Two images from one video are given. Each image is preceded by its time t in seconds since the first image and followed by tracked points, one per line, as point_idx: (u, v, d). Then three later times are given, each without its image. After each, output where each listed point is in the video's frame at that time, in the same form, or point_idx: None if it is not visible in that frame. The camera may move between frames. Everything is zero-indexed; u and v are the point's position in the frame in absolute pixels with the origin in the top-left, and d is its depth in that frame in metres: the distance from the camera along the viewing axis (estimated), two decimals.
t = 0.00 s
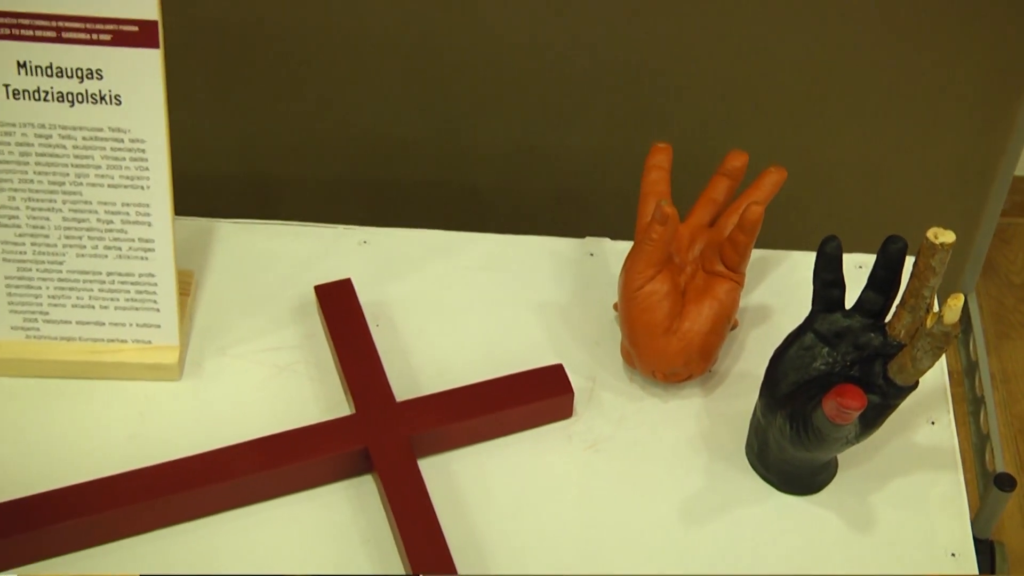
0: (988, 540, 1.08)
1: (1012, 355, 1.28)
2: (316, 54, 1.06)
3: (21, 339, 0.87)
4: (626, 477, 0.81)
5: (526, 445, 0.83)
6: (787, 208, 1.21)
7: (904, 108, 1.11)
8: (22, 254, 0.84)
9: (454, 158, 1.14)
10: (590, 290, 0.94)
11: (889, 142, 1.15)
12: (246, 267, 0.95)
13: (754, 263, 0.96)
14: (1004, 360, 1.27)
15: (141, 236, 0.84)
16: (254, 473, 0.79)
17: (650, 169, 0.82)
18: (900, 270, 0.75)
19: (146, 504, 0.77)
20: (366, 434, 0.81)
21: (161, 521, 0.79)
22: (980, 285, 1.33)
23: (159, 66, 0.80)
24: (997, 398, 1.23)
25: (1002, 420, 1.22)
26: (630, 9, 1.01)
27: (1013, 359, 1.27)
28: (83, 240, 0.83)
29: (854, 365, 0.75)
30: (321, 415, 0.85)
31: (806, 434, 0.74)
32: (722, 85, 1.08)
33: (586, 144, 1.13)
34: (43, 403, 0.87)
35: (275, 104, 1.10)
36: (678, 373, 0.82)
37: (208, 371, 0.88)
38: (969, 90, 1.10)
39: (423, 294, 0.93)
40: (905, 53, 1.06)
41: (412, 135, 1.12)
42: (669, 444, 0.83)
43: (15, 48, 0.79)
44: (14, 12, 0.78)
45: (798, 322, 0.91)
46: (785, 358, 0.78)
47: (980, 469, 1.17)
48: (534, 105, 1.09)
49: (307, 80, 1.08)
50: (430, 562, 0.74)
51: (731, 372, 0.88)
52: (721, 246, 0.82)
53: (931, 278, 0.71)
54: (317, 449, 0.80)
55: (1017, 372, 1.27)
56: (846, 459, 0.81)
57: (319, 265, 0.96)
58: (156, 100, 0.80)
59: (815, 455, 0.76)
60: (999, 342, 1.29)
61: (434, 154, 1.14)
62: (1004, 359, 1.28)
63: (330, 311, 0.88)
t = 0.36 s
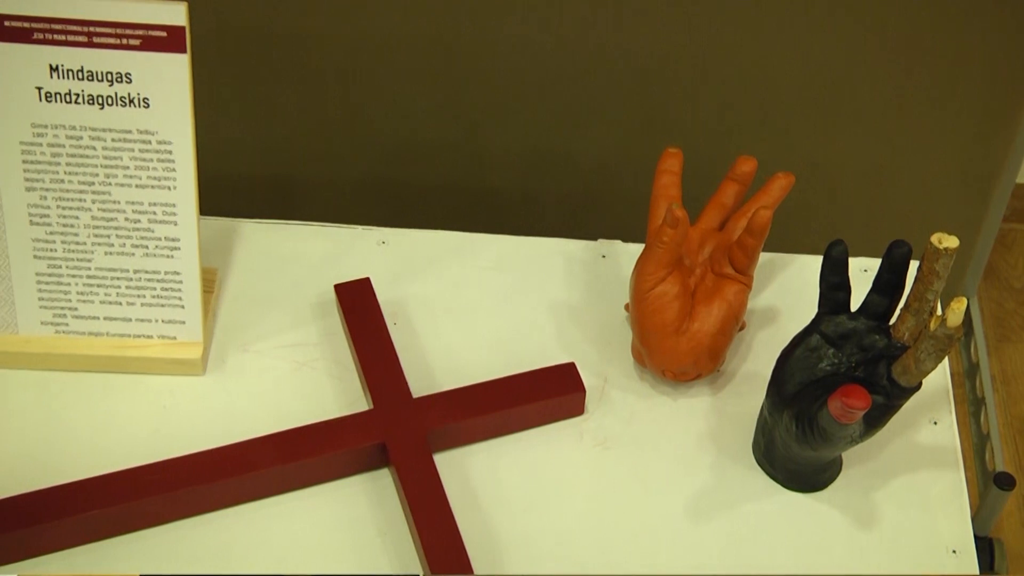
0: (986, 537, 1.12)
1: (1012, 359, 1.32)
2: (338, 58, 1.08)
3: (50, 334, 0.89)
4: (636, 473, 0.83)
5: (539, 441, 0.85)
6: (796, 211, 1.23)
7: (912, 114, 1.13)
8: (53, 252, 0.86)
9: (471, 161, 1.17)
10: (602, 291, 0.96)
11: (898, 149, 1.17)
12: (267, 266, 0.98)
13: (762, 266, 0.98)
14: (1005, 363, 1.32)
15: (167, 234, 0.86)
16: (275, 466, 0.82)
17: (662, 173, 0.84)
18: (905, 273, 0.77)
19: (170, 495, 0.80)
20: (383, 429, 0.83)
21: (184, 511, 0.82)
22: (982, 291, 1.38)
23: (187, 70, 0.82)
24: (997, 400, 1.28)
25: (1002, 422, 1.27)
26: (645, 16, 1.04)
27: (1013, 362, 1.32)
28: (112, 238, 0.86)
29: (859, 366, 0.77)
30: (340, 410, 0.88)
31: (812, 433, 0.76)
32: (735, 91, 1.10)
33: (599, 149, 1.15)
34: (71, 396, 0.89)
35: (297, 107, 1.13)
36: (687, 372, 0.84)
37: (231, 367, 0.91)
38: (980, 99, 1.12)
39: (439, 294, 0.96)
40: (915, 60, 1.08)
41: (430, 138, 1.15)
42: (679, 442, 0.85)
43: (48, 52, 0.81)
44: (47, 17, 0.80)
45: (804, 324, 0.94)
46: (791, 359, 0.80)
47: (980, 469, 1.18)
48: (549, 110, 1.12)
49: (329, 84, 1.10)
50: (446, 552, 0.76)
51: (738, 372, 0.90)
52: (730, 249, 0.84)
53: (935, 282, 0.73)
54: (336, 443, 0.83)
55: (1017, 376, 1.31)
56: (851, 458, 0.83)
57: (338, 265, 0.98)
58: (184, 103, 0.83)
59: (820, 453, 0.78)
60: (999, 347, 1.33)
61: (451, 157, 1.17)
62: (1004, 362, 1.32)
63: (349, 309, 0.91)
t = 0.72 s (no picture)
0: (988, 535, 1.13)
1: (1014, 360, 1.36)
2: (363, 63, 1.11)
3: (82, 328, 0.92)
4: (648, 469, 0.85)
5: (553, 437, 0.88)
6: (807, 215, 1.25)
7: (924, 122, 1.16)
8: (85, 249, 0.89)
9: (490, 163, 1.20)
10: (616, 291, 0.99)
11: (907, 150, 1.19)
12: (291, 264, 1.01)
13: (771, 269, 1.01)
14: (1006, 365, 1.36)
15: (195, 233, 0.89)
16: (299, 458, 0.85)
17: (676, 178, 0.87)
18: (911, 278, 0.80)
19: (198, 485, 0.83)
20: (402, 424, 0.86)
21: (211, 500, 0.85)
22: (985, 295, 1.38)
23: (215, 74, 0.84)
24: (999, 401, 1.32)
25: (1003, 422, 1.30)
26: (664, 24, 1.06)
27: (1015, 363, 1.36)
28: (141, 237, 0.88)
29: (866, 367, 0.79)
30: (361, 405, 0.91)
31: (819, 432, 0.79)
32: (750, 98, 1.12)
33: (616, 152, 1.18)
34: (102, 388, 0.93)
35: (322, 109, 1.16)
36: (698, 371, 0.86)
37: (256, 361, 0.94)
38: (988, 104, 1.15)
39: (458, 293, 0.99)
40: (927, 70, 1.11)
41: (450, 140, 1.18)
42: (689, 439, 0.87)
43: (81, 57, 0.83)
44: (80, 22, 0.82)
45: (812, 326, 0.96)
46: (800, 360, 0.82)
47: (982, 468, 1.20)
48: (568, 114, 1.14)
49: (353, 88, 1.13)
50: (462, 542, 0.79)
51: (748, 371, 0.92)
52: (741, 252, 0.86)
53: (940, 286, 0.75)
54: (357, 437, 0.85)
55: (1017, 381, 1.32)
56: (856, 456, 0.86)
57: (360, 265, 1.01)
58: (212, 106, 0.85)
59: (827, 451, 0.80)
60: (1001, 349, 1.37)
61: (470, 160, 1.20)
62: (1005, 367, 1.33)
63: (371, 307, 0.94)
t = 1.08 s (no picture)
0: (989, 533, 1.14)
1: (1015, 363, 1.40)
2: (384, 68, 1.14)
3: (109, 324, 0.95)
4: (656, 466, 0.88)
5: (565, 433, 0.90)
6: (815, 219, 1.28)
7: (932, 129, 1.18)
8: (113, 247, 0.92)
9: (505, 166, 1.22)
10: (628, 293, 1.01)
11: (914, 156, 1.21)
12: (311, 263, 1.04)
13: (778, 272, 1.03)
14: (1008, 367, 1.40)
15: (218, 232, 0.91)
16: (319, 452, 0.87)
17: (686, 182, 0.89)
18: (916, 282, 0.81)
19: (221, 477, 0.86)
20: (418, 419, 0.89)
21: (232, 492, 0.88)
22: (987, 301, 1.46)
23: (240, 78, 0.86)
24: (1000, 402, 1.35)
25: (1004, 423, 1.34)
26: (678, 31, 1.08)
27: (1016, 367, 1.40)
28: (167, 235, 0.91)
29: (871, 368, 0.81)
30: (378, 400, 0.93)
31: (824, 431, 0.81)
32: (762, 103, 1.15)
33: (630, 156, 1.21)
34: (127, 383, 0.95)
35: (342, 112, 1.18)
36: (706, 371, 0.88)
37: (276, 358, 0.97)
38: (997, 111, 1.17)
39: (473, 293, 1.01)
40: (937, 78, 1.13)
41: (468, 143, 1.20)
42: (697, 437, 0.90)
43: (111, 60, 0.86)
44: (111, 27, 0.85)
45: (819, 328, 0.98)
46: (806, 361, 0.84)
47: (983, 466, 1.21)
48: (583, 119, 1.17)
49: (373, 92, 1.16)
50: (475, 535, 0.81)
51: (755, 371, 0.95)
52: (749, 255, 0.88)
53: (944, 290, 0.77)
54: (374, 431, 0.88)
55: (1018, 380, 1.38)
56: (860, 455, 0.88)
57: (378, 265, 1.04)
58: (236, 109, 0.87)
59: (832, 451, 0.82)
60: (1003, 352, 1.41)
61: (487, 163, 1.22)
62: (1007, 368, 1.40)
63: (388, 306, 0.96)
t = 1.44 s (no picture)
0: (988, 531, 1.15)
1: (1014, 367, 1.47)
2: (405, 72, 1.16)
3: (135, 320, 0.98)
4: (666, 462, 0.90)
5: (576, 429, 0.93)
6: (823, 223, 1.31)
7: (940, 135, 1.21)
8: (140, 245, 0.95)
9: (521, 169, 1.25)
10: (638, 294, 1.04)
11: (921, 161, 1.24)
12: (330, 263, 1.07)
13: (785, 275, 1.06)
14: (1007, 371, 1.46)
15: (242, 232, 0.94)
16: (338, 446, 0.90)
17: (697, 187, 0.91)
18: (919, 286, 0.83)
19: (244, 469, 0.89)
20: (434, 415, 0.91)
21: (253, 484, 0.90)
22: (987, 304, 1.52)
23: (264, 83, 0.88)
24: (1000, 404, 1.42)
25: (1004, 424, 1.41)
26: (692, 37, 1.11)
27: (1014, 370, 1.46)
28: (192, 235, 0.94)
29: (875, 370, 0.83)
30: (395, 396, 0.96)
31: (829, 431, 0.83)
32: (774, 107, 1.17)
33: (643, 160, 1.24)
34: (152, 377, 0.98)
35: (362, 114, 1.21)
36: (714, 371, 0.91)
37: (297, 354, 1.00)
38: (1003, 118, 1.19)
39: (488, 293, 1.04)
40: (946, 85, 1.15)
41: (484, 146, 1.23)
42: (706, 434, 0.92)
43: (140, 65, 0.88)
44: (141, 32, 0.87)
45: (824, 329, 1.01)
46: (812, 362, 0.86)
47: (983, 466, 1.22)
48: (598, 122, 1.20)
49: (393, 95, 1.19)
50: (488, 528, 0.83)
51: (762, 372, 0.97)
52: (757, 259, 0.90)
53: (947, 294, 0.80)
54: (392, 427, 0.90)
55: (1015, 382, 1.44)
56: (863, 454, 0.91)
57: (395, 265, 1.07)
58: (261, 113, 0.89)
59: (836, 450, 0.85)
60: (1002, 356, 1.48)
61: (503, 166, 1.25)
62: (1006, 371, 1.46)
63: (406, 305, 0.99)
